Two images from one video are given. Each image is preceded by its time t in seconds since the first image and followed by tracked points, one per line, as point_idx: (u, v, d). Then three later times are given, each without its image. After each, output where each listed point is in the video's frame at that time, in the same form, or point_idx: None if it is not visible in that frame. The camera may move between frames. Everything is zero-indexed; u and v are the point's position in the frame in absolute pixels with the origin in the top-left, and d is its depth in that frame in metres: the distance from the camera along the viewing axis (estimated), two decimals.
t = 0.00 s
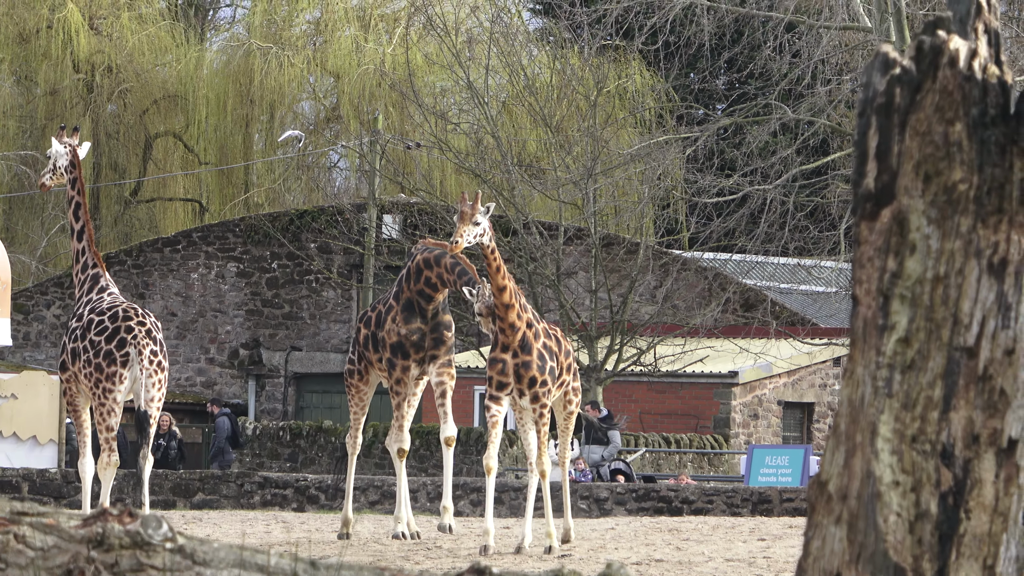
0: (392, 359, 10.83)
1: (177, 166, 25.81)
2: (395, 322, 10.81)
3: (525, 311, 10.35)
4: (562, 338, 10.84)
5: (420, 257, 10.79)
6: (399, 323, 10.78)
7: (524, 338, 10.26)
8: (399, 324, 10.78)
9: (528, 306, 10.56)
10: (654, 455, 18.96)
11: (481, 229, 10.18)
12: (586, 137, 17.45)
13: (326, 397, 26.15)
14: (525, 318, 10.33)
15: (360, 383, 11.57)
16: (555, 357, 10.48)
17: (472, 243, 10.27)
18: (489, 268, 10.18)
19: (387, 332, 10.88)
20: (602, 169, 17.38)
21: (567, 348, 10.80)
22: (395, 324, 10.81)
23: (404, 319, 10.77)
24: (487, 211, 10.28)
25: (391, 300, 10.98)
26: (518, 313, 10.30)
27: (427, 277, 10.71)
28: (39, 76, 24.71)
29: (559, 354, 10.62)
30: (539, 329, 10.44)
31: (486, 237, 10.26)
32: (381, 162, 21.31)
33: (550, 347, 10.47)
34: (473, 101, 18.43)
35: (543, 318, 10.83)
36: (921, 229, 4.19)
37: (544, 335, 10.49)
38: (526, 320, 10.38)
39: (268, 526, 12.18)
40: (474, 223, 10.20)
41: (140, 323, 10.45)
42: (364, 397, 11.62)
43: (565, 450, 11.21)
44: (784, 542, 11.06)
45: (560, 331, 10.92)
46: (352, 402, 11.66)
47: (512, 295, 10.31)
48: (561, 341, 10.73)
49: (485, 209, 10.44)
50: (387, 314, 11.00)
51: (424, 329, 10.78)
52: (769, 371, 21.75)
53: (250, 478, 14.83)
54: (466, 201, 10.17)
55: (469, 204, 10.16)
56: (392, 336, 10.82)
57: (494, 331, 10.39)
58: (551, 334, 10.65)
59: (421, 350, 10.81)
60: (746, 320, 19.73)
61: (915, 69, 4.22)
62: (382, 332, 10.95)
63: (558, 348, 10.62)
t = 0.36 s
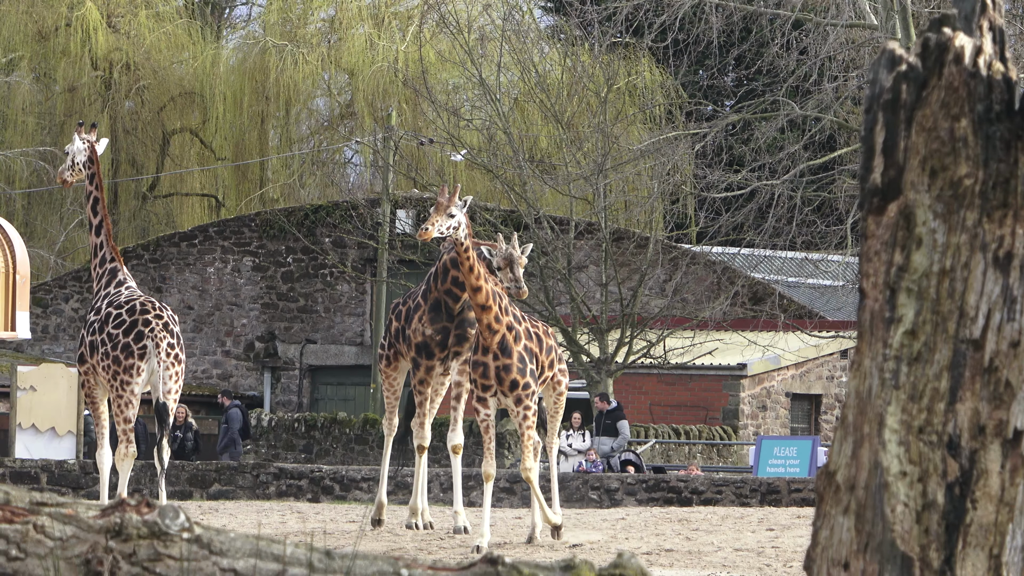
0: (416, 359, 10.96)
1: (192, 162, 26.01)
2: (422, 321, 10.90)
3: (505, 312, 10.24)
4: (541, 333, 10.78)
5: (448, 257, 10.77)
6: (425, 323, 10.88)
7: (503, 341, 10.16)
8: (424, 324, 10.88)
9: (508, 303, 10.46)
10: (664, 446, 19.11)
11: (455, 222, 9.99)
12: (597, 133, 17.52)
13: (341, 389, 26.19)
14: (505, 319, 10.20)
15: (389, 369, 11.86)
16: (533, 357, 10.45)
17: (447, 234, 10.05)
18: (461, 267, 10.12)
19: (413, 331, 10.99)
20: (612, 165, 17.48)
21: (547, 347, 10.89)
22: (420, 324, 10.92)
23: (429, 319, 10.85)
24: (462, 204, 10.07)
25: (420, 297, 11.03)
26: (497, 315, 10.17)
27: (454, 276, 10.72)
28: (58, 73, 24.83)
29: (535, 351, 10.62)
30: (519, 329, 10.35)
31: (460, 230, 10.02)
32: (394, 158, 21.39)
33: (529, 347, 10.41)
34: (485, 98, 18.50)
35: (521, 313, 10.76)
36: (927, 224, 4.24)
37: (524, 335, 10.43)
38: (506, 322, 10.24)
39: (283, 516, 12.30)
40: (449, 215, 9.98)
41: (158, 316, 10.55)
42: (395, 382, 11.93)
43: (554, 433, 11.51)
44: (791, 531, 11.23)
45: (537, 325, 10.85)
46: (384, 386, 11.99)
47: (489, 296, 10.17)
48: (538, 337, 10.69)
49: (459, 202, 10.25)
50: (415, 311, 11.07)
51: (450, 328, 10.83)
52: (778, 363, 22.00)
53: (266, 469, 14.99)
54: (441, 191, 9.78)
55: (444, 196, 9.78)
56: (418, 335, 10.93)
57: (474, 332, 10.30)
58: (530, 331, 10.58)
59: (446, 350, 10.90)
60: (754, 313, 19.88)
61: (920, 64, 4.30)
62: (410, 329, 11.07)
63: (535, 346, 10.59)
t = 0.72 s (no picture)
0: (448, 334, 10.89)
1: (213, 145, 25.92)
2: (454, 298, 10.89)
3: (500, 291, 10.26)
4: (543, 316, 10.77)
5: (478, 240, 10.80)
6: (456, 299, 10.86)
7: (498, 318, 10.16)
8: (455, 301, 10.86)
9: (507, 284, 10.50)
10: (685, 427, 19.11)
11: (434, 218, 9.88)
12: (618, 114, 17.53)
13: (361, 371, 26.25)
14: (499, 297, 10.22)
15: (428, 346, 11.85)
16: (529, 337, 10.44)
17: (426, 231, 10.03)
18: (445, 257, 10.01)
19: (445, 308, 10.96)
20: (632, 146, 17.51)
21: (547, 326, 10.81)
22: (452, 300, 10.91)
23: (458, 295, 10.84)
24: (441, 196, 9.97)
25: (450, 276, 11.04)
26: (491, 294, 10.19)
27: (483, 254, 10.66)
28: (77, 57, 24.89)
29: (533, 333, 10.60)
30: (516, 309, 10.37)
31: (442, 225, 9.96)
32: (414, 141, 21.44)
33: (524, 327, 10.39)
34: (505, 80, 18.53)
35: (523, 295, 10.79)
36: (948, 204, 4.13)
37: (522, 315, 10.44)
38: (500, 300, 10.25)
39: (305, 500, 12.37)
40: (427, 211, 9.89)
41: (180, 299, 10.59)
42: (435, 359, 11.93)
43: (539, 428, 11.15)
44: (812, 511, 11.28)
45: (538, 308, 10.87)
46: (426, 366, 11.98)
47: (483, 275, 10.20)
48: (539, 318, 10.69)
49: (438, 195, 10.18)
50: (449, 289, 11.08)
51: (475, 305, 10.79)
52: (799, 344, 21.94)
53: (288, 452, 15.04)
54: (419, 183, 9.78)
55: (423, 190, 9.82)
56: (450, 312, 10.90)
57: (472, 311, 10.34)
58: (530, 312, 10.59)
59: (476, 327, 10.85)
60: (776, 294, 19.87)
61: (941, 44, 4.17)
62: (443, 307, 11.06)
63: (534, 326, 10.59)
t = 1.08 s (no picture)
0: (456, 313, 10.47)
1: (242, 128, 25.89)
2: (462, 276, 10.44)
3: (496, 279, 9.69)
4: (545, 304, 10.17)
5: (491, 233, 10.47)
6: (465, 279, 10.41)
7: (493, 308, 9.61)
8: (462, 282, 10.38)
9: (505, 271, 9.90)
10: (714, 411, 19.11)
11: (428, 185, 9.22)
12: (647, 99, 17.50)
13: (390, 356, 26.32)
14: (495, 286, 9.66)
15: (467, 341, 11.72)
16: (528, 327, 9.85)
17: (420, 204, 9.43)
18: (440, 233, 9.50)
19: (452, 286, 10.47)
20: (661, 130, 17.51)
21: (549, 314, 10.20)
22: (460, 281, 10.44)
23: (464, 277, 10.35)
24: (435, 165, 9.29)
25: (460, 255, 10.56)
26: (487, 282, 9.62)
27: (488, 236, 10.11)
28: (106, 41, 25.07)
29: (535, 323, 10.00)
30: (514, 298, 9.79)
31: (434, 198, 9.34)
32: (444, 126, 21.53)
33: (524, 317, 9.81)
34: (535, 65, 18.53)
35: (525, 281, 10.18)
36: (978, 186, 3.88)
37: (520, 304, 9.85)
38: (498, 289, 9.69)
39: (335, 484, 12.43)
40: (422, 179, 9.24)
41: (209, 284, 10.65)
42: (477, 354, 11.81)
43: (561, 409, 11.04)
44: (842, 494, 11.29)
45: (542, 295, 10.24)
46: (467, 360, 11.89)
47: (478, 261, 9.65)
48: (541, 308, 10.08)
49: (434, 162, 9.52)
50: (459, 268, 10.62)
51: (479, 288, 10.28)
52: (829, 327, 21.92)
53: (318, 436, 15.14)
54: (414, 157, 9.21)
55: (415, 166, 9.22)
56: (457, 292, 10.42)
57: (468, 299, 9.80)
58: (531, 301, 9.99)
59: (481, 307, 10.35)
60: (805, 277, 19.82)
61: (971, 27, 3.92)
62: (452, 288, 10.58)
63: (535, 315, 9.98)
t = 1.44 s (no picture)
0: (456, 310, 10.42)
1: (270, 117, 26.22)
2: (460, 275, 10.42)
3: (491, 263, 9.61)
4: (544, 294, 10.00)
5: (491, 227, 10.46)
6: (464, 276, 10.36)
7: (490, 291, 9.51)
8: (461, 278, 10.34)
9: (503, 256, 9.80)
10: (742, 398, 19.07)
11: (410, 185, 9.30)
12: (674, 86, 17.49)
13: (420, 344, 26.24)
14: (490, 271, 9.56)
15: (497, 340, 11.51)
16: (528, 314, 9.70)
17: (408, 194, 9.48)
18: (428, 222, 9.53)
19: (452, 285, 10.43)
20: (688, 117, 17.54)
21: (547, 305, 10.00)
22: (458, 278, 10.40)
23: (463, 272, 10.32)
24: (419, 164, 9.41)
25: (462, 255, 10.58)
26: (482, 266, 9.56)
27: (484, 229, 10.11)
28: (135, 30, 25.38)
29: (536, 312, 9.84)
30: (511, 283, 9.66)
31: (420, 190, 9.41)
32: (472, 113, 21.62)
33: (523, 303, 9.67)
34: (562, 52, 18.58)
35: (523, 271, 10.04)
36: (1006, 172, 3.56)
37: (518, 289, 9.71)
38: (495, 273, 9.60)
39: (364, 472, 12.48)
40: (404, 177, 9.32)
41: (238, 272, 10.70)
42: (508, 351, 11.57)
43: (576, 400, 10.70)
44: (871, 481, 11.27)
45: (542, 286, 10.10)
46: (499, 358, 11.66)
47: (472, 247, 9.60)
48: (541, 296, 9.93)
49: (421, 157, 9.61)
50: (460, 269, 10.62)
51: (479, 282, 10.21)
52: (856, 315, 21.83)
53: (346, 424, 15.22)
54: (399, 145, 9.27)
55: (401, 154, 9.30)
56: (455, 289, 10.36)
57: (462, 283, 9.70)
58: (529, 288, 9.84)
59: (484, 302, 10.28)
60: (833, 265, 19.72)
61: (1001, 14, 3.59)
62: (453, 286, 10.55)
63: (534, 303, 9.83)
